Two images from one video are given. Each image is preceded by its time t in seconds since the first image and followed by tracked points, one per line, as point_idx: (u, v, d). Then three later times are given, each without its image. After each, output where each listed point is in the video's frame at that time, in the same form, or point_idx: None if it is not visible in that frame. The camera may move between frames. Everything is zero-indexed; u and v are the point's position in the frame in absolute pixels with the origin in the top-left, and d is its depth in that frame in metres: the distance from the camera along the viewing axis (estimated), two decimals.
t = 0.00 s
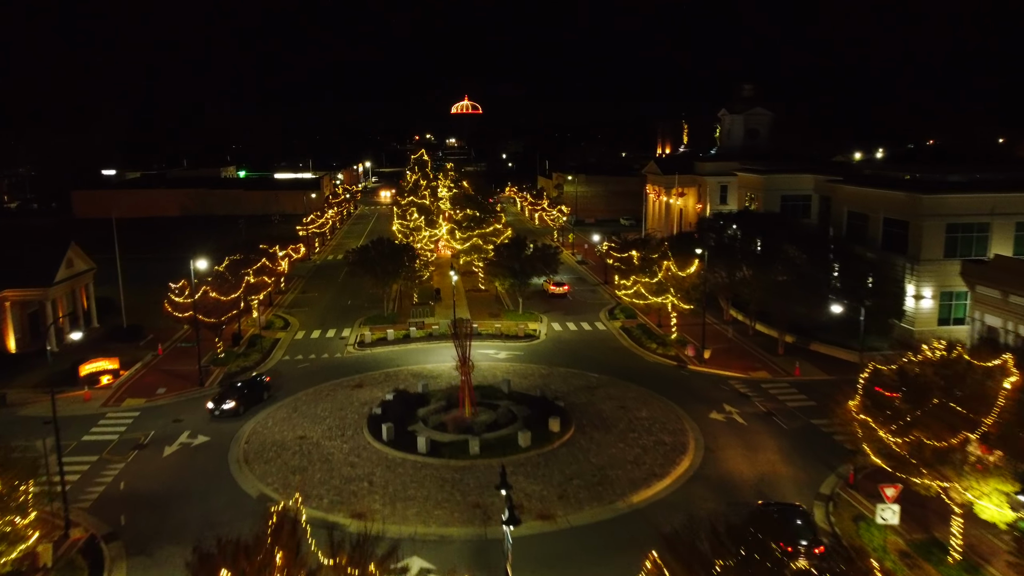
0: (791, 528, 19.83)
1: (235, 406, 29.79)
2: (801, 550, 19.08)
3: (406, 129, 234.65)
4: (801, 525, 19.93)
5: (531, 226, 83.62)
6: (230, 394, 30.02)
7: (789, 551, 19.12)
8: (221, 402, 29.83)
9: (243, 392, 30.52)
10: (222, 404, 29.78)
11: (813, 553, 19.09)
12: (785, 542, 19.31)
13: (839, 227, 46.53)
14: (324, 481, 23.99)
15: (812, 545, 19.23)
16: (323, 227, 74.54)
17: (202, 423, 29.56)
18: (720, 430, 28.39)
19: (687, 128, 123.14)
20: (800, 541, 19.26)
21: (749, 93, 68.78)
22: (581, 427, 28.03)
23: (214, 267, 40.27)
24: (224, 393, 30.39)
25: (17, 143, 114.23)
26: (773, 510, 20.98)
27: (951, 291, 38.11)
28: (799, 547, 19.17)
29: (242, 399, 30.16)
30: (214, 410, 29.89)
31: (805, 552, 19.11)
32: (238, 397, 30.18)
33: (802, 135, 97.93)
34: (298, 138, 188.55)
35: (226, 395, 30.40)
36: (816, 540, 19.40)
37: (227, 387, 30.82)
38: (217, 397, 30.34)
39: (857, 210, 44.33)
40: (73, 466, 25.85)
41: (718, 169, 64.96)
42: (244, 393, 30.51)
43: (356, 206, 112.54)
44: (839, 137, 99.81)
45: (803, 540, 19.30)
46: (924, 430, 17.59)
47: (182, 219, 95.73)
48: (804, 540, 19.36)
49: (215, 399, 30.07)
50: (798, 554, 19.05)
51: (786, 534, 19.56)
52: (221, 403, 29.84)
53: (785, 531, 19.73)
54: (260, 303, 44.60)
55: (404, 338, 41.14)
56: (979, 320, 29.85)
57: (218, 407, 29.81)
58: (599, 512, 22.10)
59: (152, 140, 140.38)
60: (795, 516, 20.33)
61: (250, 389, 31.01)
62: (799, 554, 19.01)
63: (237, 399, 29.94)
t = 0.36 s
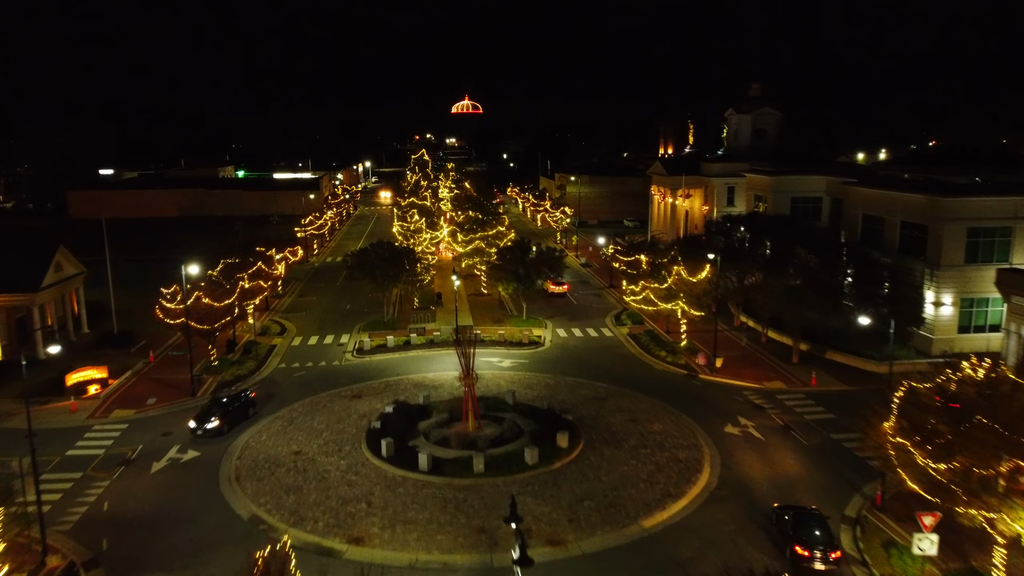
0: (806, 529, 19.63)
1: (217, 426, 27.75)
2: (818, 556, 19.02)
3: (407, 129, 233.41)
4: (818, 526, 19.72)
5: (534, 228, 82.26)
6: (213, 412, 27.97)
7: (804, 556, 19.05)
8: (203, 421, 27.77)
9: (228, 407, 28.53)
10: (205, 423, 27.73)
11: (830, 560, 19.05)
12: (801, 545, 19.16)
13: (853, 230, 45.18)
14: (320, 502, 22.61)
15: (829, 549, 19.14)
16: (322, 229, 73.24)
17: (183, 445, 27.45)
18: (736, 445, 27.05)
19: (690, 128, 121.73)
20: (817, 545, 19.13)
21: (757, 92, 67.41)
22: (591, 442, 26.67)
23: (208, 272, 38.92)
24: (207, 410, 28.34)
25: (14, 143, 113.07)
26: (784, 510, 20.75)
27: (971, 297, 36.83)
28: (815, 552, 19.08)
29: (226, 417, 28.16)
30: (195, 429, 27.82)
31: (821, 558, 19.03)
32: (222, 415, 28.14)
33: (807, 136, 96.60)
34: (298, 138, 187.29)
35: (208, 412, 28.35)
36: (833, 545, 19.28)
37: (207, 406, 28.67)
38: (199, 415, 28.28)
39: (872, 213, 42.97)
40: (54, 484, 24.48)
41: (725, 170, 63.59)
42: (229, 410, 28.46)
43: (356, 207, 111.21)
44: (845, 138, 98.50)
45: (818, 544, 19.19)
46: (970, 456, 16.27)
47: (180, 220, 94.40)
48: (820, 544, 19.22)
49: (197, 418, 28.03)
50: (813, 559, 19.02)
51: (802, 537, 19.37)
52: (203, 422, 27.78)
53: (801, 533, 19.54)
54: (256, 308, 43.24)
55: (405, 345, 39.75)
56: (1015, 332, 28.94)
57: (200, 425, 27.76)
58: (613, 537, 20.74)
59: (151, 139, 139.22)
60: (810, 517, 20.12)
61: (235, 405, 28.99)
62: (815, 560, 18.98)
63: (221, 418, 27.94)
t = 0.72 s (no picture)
0: (822, 532, 19.44)
1: (200, 448, 25.73)
2: (834, 559, 18.99)
3: (407, 129, 232.12)
4: (834, 529, 19.55)
5: (536, 229, 80.95)
6: (195, 434, 25.97)
7: (820, 560, 19.02)
8: (185, 443, 25.78)
9: (212, 427, 26.56)
10: (187, 446, 25.71)
11: (847, 564, 19.02)
12: (818, 549, 19.08)
13: (867, 233, 43.85)
14: (315, 525, 21.27)
15: (846, 554, 19.05)
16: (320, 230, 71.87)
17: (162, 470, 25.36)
18: (753, 462, 25.75)
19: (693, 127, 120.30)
20: (833, 549, 19.05)
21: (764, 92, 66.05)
22: (600, 459, 25.33)
23: (201, 278, 37.56)
24: (190, 430, 26.37)
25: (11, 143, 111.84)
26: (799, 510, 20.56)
27: (993, 303, 35.64)
28: (831, 557, 19.00)
29: (209, 438, 26.16)
30: (176, 453, 25.76)
31: (838, 564, 18.99)
32: (205, 436, 26.09)
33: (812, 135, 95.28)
34: (298, 138, 186.02)
35: (190, 433, 26.31)
36: (849, 548, 19.19)
37: (186, 428, 26.58)
38: (180, 436, 26.28)
39: (887, 216, 41.62)
40: (34, 504, 23.17)
41: (732, 171, 62.24)
42: (212, 431, 26.42)
43: (355, 207, 109.84)
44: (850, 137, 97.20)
45: (836, 549, 19.07)
46: (1022, 486, 14.87)
47: (176, 221, 93.02)
48: (838, 549, 19.09)
49: (179, 439, 26.05)
50: (829, 563, 19.01)
51: (819, 540, 19.25)
52: (185, 445, 25.77)
53: (817, 536, 19.37)
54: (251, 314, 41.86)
55: (404, 352, 38.38)
56: None
57: (181, 449, 25.75)
58: (626, 565, 19.40)
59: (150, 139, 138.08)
60: (825, 518, 19.94)
61: (220, 425, 27.03)
62: (832, 565, 18.98)
63: (204, 440, 25.91)
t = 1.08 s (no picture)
0: (837, 535, 19.44)
1: (180, 475, 23.83)
2: (852, 563, 18.98)
3: (408, 129, 230.70)
4: (849, 532, 19.54)
5: (538, 231, 79.61)
6: (175, 460, 24.05)
7: (837, 563, 19.01)
8: (162, 471, 23.81)
9: (192, 455, 24.64)
10: (165, 474, 23.73)
11: (863, 567, 19.03)
12: (834, 552, 19.07)
13: (882, 237, 42.50)
14: (308, 553, 19.90)
15: (862, 558, 19.07)
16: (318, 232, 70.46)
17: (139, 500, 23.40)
18: (773, 481, 24.41)
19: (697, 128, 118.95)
20: (850, 552, 19.03)
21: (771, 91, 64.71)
22: (611, 478, 24.00)
23: (193, 283, 36.15)
24: (166, 457, 24.32)
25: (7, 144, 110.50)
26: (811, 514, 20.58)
27: (1016, 311, 34.36)
28: (847, 560, 19.00)
29: (189, 465, 24.27)
30: (153, 481, 23.77)
31: (853, 567, 18.97)
32: (184, 463, 24.17)
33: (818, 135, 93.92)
34: (298, 138, 184.58)
35: (169, 458, 24.40)
36: (865, 551, 19.21)
37: (163, 453, 24.62)
38: (157, 463, 24.24)
39: (904, 220, 40.26)
40: (11, 529, 21.83)
41: (740, 172, 60.91)
42: (193, 455, 24.61)
43: (355, 208, 108.45)
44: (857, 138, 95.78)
45: (851, 552, 19.07)
46: None
47: (173, 222, 91.66)
48: (853, 552, 19.08)
49: (156, 466, 24.01)
50: (844, 566, 18.98)
51: (834, 543, 19.25)
52: (163, 472, 23.81)
53: (832, 539, 19.38)
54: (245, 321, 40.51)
55: (404, 361, 37.01)
56: None
57: (159, 476, 23.79)
58: None
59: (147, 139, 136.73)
60: (839, 522, 19.94)
61: (202, 447, 25.22)
62: (848, 569, 18.98)
63: (184, 467, 24.00)
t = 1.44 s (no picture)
0: (851, 537, 19.60)
1: (156, 506, 21.75)
2: (865, 564, 19.13)
3: (407, 129, 229.40)
4: (863, 534, 19.71)
5: (540, 233, 78.23)
6: (152, 489, 21.96)
7: (851, 565, 19.13)
8: (137, 502, 21.67)
9: (171, 482, 22.58)
10: (140, 505, 21.60)
11: (878, 568, 19.15)
12: (849, 554, 19.20)
13: (899, 241, 41.17)
14: None
15: (876, 560, 19.20)
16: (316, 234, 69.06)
17: (109, 535, 21.26)
18: (795, 502, 23.06)
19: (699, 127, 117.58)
20: (863, 553, 19.22)
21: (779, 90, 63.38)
22: (623, 499, 22.65)
23: (184, 290, 34.76)
24: (141, 487, 22.13)
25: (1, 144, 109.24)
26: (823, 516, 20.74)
27: None
28: (862, 562, 19.14)
29: (167, 494, 22.13)
30: (127, 514, 21.56)
31: (867, 568, 19.10)
32: (163, 493, 22.06)
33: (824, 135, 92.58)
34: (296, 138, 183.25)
35: (144, 487, 22.20)
36: (879, 553, 19.36)
37: (138, 482, 22.48)
38: (130, 494, 21.93)
39: (922, 223, 38.97)
40: None
41: (747, 173, 59.57)
42: (171, 483, 22.49)
43: (354, 209, 107.06)
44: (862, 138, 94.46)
45: (865, 554, 19.21)
46: None
47: (169, 224, 90.31)
48: (867, 554, 19.22)
49: (130, 498, 21.72)
50: (858, 568, 19.11)
51: (848, 545, 19.40)
52: (138, 504, 21.62)
53: (845, 540, 19.53)
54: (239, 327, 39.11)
55: (403, 370, 35.59)
56: None
57: (133, 509, 21.61)
58: None
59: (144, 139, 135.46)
60: (853, 523, 20.08)
61: (180, 474, 23.11)
62: (862, 570, 19.10)
63: (161, 496, 21.89)
